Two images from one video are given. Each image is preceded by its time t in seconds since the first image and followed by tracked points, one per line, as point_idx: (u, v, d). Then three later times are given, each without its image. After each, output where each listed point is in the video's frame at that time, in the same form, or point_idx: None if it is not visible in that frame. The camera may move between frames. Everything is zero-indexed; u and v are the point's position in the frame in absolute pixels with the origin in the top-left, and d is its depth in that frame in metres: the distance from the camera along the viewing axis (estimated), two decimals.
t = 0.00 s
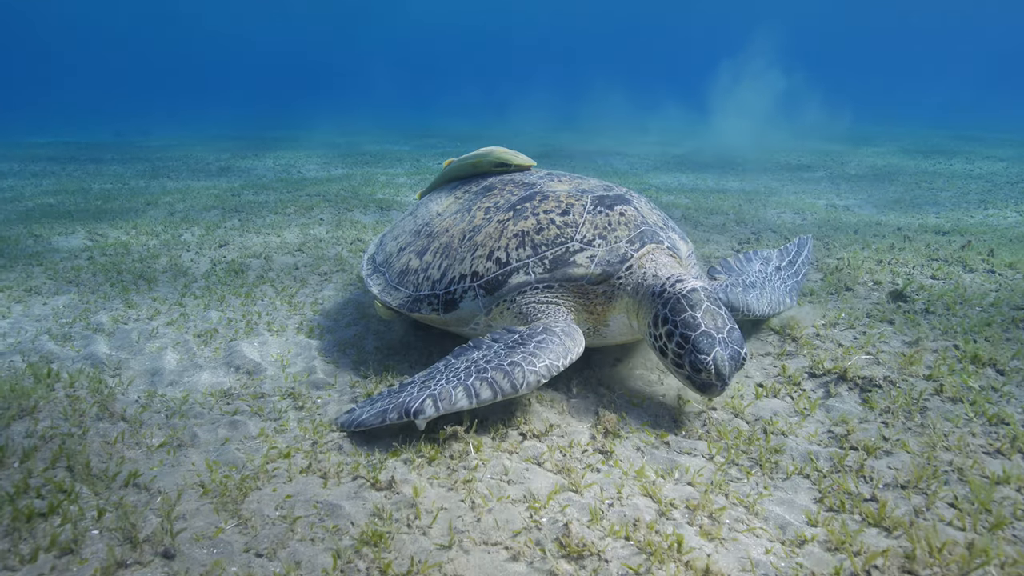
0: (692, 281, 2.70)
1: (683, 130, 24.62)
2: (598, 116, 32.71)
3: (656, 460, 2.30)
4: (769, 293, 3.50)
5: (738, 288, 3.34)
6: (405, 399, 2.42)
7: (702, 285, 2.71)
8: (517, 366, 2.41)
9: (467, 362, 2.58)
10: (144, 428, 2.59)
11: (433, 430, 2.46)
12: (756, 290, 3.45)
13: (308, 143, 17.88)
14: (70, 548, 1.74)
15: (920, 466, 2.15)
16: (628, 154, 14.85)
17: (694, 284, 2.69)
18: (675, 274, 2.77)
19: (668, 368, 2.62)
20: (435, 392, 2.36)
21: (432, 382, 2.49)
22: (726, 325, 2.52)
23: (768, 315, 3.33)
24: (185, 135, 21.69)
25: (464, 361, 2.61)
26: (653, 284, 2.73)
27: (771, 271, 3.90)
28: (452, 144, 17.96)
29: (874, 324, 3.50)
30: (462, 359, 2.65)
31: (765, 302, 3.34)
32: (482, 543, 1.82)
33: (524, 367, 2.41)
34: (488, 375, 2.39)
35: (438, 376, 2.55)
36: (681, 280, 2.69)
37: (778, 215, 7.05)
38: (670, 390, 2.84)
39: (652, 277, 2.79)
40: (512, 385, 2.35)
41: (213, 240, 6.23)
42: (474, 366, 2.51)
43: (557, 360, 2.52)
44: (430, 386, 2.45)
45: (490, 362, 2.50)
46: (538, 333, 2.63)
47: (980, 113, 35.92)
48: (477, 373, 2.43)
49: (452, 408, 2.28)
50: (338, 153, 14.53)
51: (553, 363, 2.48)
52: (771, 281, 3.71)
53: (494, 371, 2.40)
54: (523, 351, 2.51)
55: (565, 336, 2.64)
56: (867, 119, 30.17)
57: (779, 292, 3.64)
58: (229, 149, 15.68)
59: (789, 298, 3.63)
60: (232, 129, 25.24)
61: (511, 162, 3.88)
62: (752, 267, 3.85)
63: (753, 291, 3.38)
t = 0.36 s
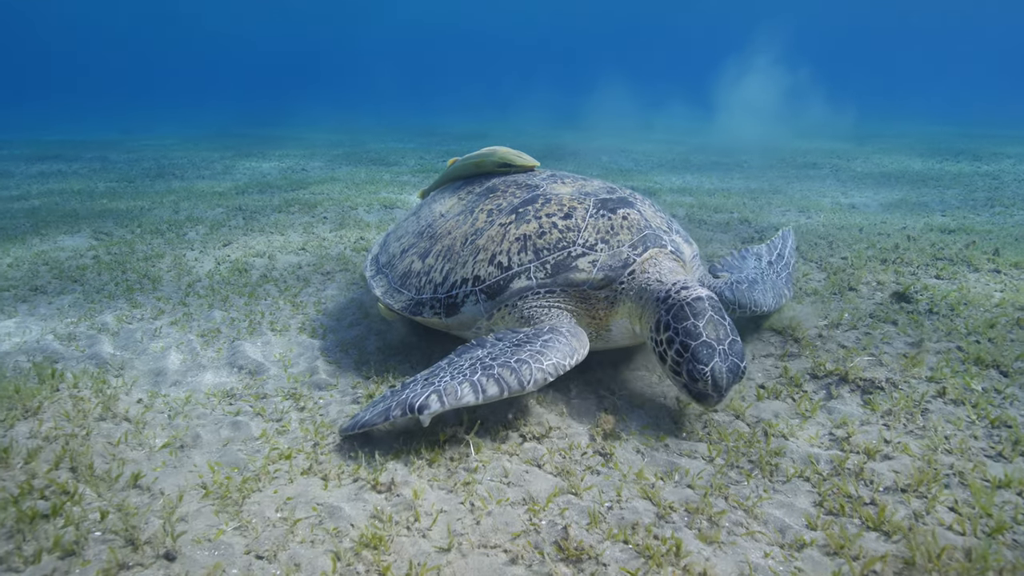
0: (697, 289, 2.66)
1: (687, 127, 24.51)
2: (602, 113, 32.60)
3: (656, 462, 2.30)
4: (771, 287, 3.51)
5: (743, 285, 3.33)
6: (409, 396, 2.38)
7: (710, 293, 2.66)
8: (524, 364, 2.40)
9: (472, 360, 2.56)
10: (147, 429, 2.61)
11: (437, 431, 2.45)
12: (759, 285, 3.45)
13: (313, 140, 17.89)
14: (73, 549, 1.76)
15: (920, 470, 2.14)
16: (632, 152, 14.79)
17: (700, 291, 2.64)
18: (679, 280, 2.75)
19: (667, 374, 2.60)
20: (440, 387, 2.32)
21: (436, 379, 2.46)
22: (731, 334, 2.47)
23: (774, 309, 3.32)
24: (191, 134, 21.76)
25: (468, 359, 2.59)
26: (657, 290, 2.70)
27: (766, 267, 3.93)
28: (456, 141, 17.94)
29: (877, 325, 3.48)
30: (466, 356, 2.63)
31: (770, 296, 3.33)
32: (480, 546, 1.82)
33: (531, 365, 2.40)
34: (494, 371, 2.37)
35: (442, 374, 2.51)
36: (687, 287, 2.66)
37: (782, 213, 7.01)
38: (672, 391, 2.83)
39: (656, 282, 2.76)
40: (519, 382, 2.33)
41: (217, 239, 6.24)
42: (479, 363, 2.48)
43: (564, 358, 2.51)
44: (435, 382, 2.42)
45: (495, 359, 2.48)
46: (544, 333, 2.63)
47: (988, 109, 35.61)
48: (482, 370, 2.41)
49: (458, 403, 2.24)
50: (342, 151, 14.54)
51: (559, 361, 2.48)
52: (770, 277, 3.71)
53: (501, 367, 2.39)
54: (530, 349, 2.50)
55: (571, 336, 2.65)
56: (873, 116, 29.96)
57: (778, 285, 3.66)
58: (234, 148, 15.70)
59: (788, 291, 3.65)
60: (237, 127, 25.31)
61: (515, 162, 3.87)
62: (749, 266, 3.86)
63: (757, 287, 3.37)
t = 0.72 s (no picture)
0: (700, 300, 2.65)
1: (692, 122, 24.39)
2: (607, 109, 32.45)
3: (656, 463, 2.31)
4: (774, 283, 3.49)
5: (747, 283, 3.32)
6: (412, 393, 2.34)
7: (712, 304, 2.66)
8: (530, 363, 2.40)
9: (475, 357, 2.54)
10: (152, 429, 2.63)
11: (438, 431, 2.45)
12: (764, 283, 3.43)
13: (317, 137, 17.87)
14: (78, 550, 1.79)
15: (921, 472, 2.13)
16: (636, 147, 14.71)
17: (701, 301, 2.65)
18: (681, 289, 2.75)
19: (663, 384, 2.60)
20: (446, 385, 2.30)
21: (439, 376, 2.43)
22: (730, 347, 2.47)
23: (780, 306, 3.30)
24: (195, 130, 21.76)
25: (471, 356, 2.57)
26: (658, 297, 2.70)
27: (765, 263, 3.92)
28: (460, 137, 17.89)
29: (881, 324, 3.46)
30: (468, 353, 2.61)
31: (775, 293, 3.32)
32: (481, 548, 1.84)
33: (537, 365, 2.40)
34: (500, 370, 2.36)
35: (444, 370, 2.48)
36: (688, 297, 2.66)
37: (787, 211, 6.97)
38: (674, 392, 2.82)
39: (658, 289, 2.76)
40: (526, 381, 2.33)
41: (221, 237, 6.25)
42: (484, 361, 2.47)
43: (569, 359, 2.52)
44: (439, 379, 2.39)
45: (501, 357, 2.47)
46: (549, 334, 2.65)
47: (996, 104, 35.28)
48: (488, 368, 2.39)
49: (465, 401, 2.22)
50: (346, 147, 14.52)
51: (565, 362, 2.48)
52: (772, 274, 3.69)
53: (507, 366, 2.38)
54: (535, 349, 2.50)
55: (576, 340, 2.67)
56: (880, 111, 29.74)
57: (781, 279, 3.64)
58: (238, 144, 15.70)
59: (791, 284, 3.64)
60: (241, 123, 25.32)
61: (518, 162, 3.86)
62: (748, 264, 3.84)
63: (762, 284, 3.36)
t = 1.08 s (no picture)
0: (701, 315, 2.62)
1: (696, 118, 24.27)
2: (610, 105, 32.35)
3: (658, 465, 2.31)
4: (780, 284, 3.47)
5: (751, 284, 3.30)
6: (414, 394, 2.32)
7: (712, 320, 2.62)
8: (534, 369, 2.40)
9: (477, 360, 2.54)
10: (157, 429, 2.65)
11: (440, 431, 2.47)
12: (769, 283, 3.41)
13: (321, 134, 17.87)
14: (85, 551, 1.82)
15: (923, 475, 2.13)
16: (640, 144, 14.66)
17: (701, 317, 2.62)
18: (679, 301, 2.73)
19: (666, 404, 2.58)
20: (450, 387, 2.29)
21: (442, 378, 2.42)
22: (730, 364, 2.44)
23: (786, 306, 3.28)
24: (200, 127, 21.78)
25: (473, 358, 2.56)
26: (657, 312, 2.68)
27: (770, 264, 3.89)
28: (464, 133, 17.85)
29: (884, 325, 3.45)
30: (470, 355, 2.61)
31: (780, 293, 3.30)
32: (483, 550, 1.86)
33: (542, 370, 2.40)
34: (505, 374, 2.35)
35: (446, 372, 2.47)
36: (688, 312, 2.63)
37: (791, 208, 6.93)
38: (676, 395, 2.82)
39: (658, 299, 2.75)
40: (531, 386, 2.33)
41: (226, 235, 6.27)
42: (487, 364, 2.46)
43: (573, 364, 2.52)
44: (441, 381, 2.38)
45: (504, 361, 2.47)
46: (552, 340, 2.65)
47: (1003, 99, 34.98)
48: (491, 371, 2.38)
49: (470, 405, 2.21)
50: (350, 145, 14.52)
51: (568, 368, 2.48)
52: (777, 274, 3.67)
53: (512, 370, 2.37)
54: (539, 354, 2.50)
55: (579, 346, 2.68)
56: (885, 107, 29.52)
57: (787, 279, 3.61)
58: (242, 142, 15.71)
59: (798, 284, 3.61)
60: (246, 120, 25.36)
61: (519, 163, 3.87)
62: (752, 264, 3.83)
63: (766, 285, 3.34)
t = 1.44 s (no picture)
0: (704, 331, 2.60)
1: (700, 116, 24.17)
2: (614, 103, 32.29)
3: (661, 467, 2.32)
4: (786, 289, 3.45)
5: (756, 289, 3.29)
6: (412, 398, 2.28)
7: (718, 335, 2.60)
8: (535, 379, 2.40)
9: (477, 365, 2.51)
10: (164, 430, 2.67)
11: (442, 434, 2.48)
12: (774, 288, 3.39)
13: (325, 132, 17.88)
14: (94, 553, 1.85)
15: (926, 478, 2.13)
16: (644, 142, 14.62)
17: (708, 333, 2.59)
18: (681, 310, 2.72)
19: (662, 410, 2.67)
20: (450, 395, 2.26)
21: (441, 382, 2.38)
22: (732, 383, 2.47)
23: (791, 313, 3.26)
24: (204, 125, 21.82)
25: (473, 362, 2.54)
26: (659, 322, 2.67)
27: (778, 269, 3.86)
28: (468, 131, 17.83)
29: (888, 326, 3.44)
30: (469, 359, 2.58)
31: (785, 299, 3.28)
32: (487, 551, 1.87)
33: (542, 380, 2.40)
34: (506, 383, 2.34)
35: (445, 376, 2.43)
36: (691, 327, 2.62)
37: (795, 207, 6.91)
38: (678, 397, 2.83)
39: (659, 307, 2.74)
40: (531, 397, 2.33)
41: (232, 235, 6.29)
42: (487, 371, 2.44)
43: (573, 375, 2.53)
44: (441, 387, 2.34)
45: (505, 368, 2.45)
46: (553, 348, 2.64)
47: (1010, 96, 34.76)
48: (492, 379, 2.37)
49: (470, 414, 2.20)
50: (354, 143, 14.53)
51: (567, 378, 2.49)
52: (785, 279, 3.63)
53: (512, 379, 2.36)
54: (540, 362, 2.50)
55: (579, 354, 2.68)
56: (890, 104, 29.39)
57: (794, 285, 3.58)
58: (246, 140, 15.73)
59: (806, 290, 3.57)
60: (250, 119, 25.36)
61: (519, 166, 3.85)
62: (760, 269, 3.79)
63: (771, 290, 3.32)
